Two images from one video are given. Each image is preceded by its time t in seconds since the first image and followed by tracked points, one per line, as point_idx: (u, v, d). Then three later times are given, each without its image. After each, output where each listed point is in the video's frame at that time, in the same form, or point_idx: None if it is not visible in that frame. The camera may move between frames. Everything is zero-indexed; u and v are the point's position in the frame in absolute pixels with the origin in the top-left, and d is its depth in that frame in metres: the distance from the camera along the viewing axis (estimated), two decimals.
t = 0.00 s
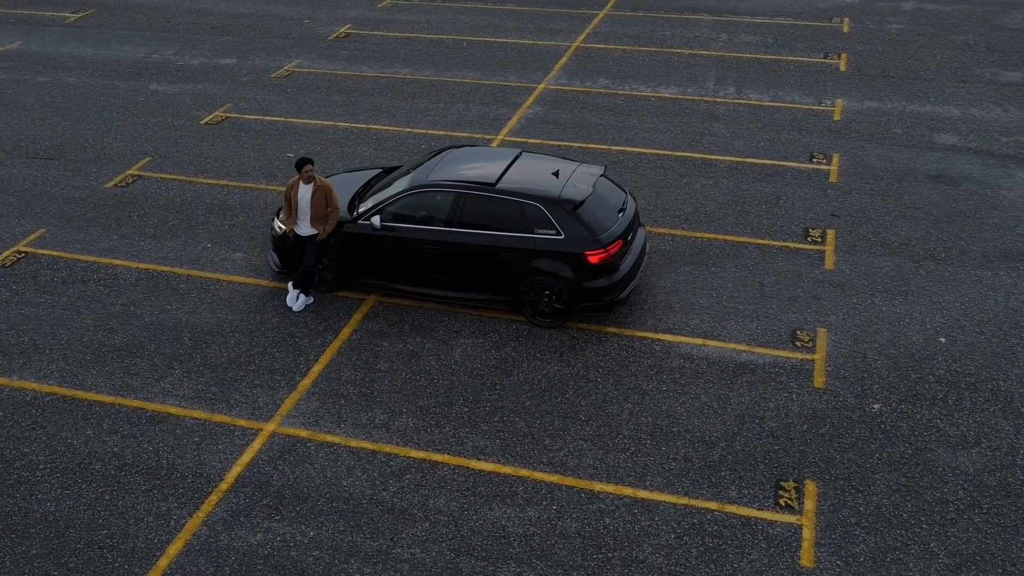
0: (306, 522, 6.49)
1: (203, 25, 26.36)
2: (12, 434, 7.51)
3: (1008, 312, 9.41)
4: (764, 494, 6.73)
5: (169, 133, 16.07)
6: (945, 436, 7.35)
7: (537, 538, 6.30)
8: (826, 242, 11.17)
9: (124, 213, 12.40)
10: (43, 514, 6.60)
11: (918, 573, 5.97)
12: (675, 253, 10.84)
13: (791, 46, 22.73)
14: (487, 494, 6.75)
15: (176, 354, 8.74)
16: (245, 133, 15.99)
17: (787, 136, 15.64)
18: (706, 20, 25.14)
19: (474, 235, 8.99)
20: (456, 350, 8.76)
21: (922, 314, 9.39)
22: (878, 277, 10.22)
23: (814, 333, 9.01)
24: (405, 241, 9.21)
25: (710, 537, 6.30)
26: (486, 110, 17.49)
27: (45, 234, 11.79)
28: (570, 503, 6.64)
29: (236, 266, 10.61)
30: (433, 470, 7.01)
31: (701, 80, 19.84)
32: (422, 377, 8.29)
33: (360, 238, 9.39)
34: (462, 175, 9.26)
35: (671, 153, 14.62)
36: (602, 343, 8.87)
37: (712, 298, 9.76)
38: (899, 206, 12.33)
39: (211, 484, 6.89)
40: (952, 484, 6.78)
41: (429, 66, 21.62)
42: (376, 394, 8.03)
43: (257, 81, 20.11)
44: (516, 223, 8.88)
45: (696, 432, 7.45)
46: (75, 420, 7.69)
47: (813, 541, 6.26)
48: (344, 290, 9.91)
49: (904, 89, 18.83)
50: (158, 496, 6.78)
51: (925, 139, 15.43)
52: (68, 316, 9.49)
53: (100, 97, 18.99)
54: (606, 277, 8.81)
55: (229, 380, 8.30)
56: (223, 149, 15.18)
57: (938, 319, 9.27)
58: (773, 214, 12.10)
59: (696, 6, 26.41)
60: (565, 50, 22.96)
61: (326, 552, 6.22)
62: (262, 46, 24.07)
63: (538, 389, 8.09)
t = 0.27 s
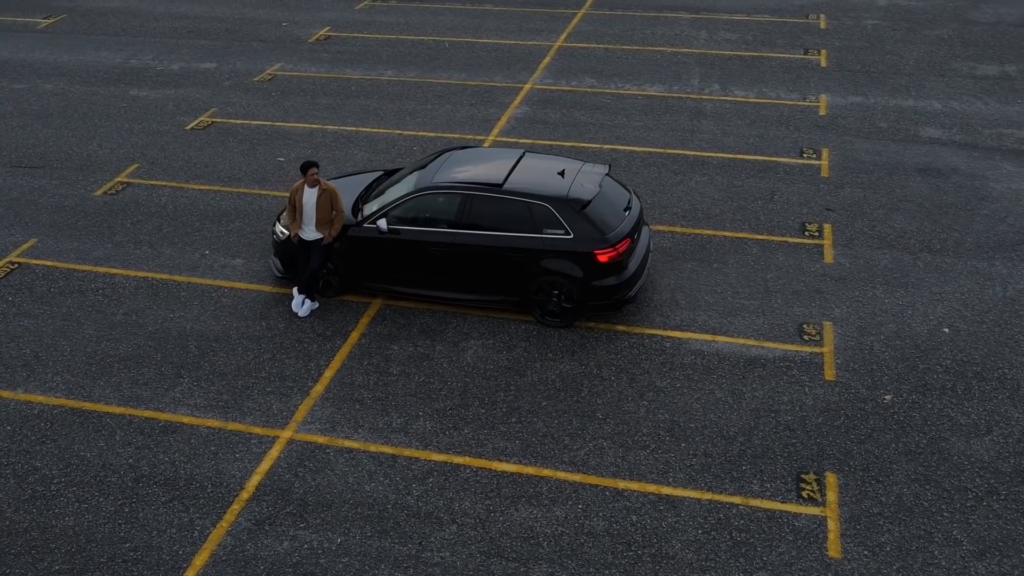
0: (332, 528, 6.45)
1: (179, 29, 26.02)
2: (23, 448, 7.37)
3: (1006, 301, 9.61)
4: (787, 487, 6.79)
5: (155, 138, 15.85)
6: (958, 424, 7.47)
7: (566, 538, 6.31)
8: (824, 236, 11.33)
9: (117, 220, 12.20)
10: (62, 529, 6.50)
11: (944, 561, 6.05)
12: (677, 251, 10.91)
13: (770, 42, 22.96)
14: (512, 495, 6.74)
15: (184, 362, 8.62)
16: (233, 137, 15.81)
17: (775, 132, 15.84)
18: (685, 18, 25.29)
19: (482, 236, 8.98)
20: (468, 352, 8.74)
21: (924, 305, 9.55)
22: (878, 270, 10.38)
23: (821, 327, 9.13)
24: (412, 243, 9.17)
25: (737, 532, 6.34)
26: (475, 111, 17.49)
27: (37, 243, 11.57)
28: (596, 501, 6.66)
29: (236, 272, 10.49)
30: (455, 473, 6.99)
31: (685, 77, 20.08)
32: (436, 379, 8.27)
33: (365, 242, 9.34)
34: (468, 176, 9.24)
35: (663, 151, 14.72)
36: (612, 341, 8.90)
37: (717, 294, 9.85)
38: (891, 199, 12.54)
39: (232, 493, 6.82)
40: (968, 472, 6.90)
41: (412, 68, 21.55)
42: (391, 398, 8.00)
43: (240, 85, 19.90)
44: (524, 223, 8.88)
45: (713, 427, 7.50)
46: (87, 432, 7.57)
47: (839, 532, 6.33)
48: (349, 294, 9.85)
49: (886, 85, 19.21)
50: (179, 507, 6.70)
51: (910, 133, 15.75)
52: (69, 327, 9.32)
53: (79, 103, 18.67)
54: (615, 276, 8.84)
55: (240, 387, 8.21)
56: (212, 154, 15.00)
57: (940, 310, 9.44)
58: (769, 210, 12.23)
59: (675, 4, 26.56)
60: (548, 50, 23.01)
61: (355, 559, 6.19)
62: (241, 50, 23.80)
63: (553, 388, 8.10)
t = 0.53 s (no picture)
0: (355, 534, 6.41)
1: (156, 34, 25.66)
2: (31, 462, 7.24)
3: (1002, 292, 9.80)
4: (804, 480, 6.86)
5: (140, 144, 15.61)
6: (966, 414, 7.60)
7: (590, 537, 6.32)
8: (820, 231, 11.49)
9: (109, 228, 12.02)
10: (79, 543, 6.41)
11: (964, 549, 6.14)
12: (676, 248, 10.99)
13: (751, 40, 23.17)
14: (532, 496, 6.74)
15: (190, 371, 8.52)
16: (220, 142, 15.64)
17: (763, 128, 16.01)
18: (664, 17, 25.42)
19: (488, 237, 8.97)
20: (476, 354, 8.73)
21: (922, 297, 9.71)
22: (875, 264, 10.54)
23: (824, 321, 9.24)
24: (417, 246, 9.14)
25: (760, 526, 6.38)
26: (463, 112, 17.48)
27: (28, 254, 11.36)
28: (617, 500, 6.68)
29: (236, 278, 10.39)
30: (475, 475, 6.97)
31: (669, 76, 20.24)
32: (447, 382, 8.25)
33: (370, 246, 9.28)
34: (472, 178, 9.22)
35: (654, 150, 14.81)
36: (619, 340, 8.93)
37: (719, 291, 9.93)
38: (882, 193, 12.75)
39: (250, 502, 6.76)
40: (980, 461, 7.01)
41: (396, 69, 21.48)
42: (403, 402, 7.96)
43: (222, 89, 19.66)
44: (530, 223, 8.89)
45: (727, 423, 7.56)
46: (95, 444, 7.45)
47: (859, 523, 6.39)
48: (352, 298, 9.78)
49: (866, 81, 19.53)
50: (197, 517, 6.62)
51: (894, 128, 16.03)
52: (69, 337, 9.17)
53: (59, 111, 18.34)
54: (622, 274, 8.88)
55: (249, 395, 8.13)
56: (200, 160, 14.82)
57: (938, 302, 9.61)
58: (764, 206, 12.37)
59: (654, 3, 26.68)
60: (530, 50, 23.04)
61: (381, 564, 6.16)
62: (220, 53, 23.53)
63: (565, 388, 8.11)
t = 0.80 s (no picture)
0: (379, 541, 6.38)
1: (132, 39, 25.30)
2: (42, 477, 7.13)
3: (998, 283, 9.99)
4: (822, 474, 6.93)
5: (126, 151, 15.39)
6: (975, 404, 7.72)
7: (616, 537, 6.35)
8: (815, 226, 11.63)
9: (101, 237, 11.84)
10: (99, 558, 6.32)
11: (984, 537, 6.24)
12: (676, 246, 11.05)
13: (731, 37, 23.35)
14: (555, 497, 6.75)
15: (197, 380, 8.43)
16: (208, 148, 15.46)
17: (751, 125, 16.18)
18: (644, 16, 25.53)
19: (496, 239, 8.95)
20: (486, 356, 8.72)
21: (922, 290, 9.87)
22: (873, 258, 10.69)
23: (828, 315, 9.35)
24: (423, 249, 9.10)
25: (783, 520, 6.44)
26: (451, 113, 17.45)
27: (20, 265, 11.15)
28: (639, 498, 6.70)
29: (236, 285, 10.28)
30: (495, 478, 6.97)
31: (654, 74, 20.37)
32: (459, 385, 8.23)
33: (376, 250, 9.23)
34: (477, 180, 9.20)
35: (645, 148, 14.89)
36: (628, 339, 8.97)
37: (722, 287, 10.01)
38: (873, 188, 12.95)
39: (270, 511, 6.71)
40: (992, 450, 7.13)
41: (379, 72, 21.39)
42: (416, 406, 7.94)
43: (205, 93, 19.40)
44: (538, 224, 8.89)
45: (741, 419, 7.62)
46: (107, 456, 7.35)
47: (879, 515, 6.47)
48: (356, 302, 9.72)
49: (848, 76, 19.80)
50: (218, 528, 6.56)
51: (879, 123, 16.28)
52: (71, 349, 9.02)
53: (38, 118, 18.03)
54: (629, 273, 8.92)
55: (260, 403, 8.05)
56: (189, 165, 14.64)
57: (938, 294, 9.77)
58: (759, 203, 12.49)
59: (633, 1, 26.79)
60: (512, 50, 23.05)
61: (408, 570, 6.14)
62: (199, 57, 23.26)
63: (578, 388, 8.13)
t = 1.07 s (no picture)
0: (411, 548, 6.35)
1: (103, 44, 24.84)
2: (59, 494, 7.00)
3: (994, 273, 10.20)
4: (844, 466, 7.02)
5: (111, 160, 15.13)
6: (984, 393, 7.87)
7: (647, 536, 6.37)
8: (811, 221, 11.79)
9: (94, 247, 11.62)
10: None
11: (1008, 524, 6.36)
12: (677, 243, 11.13)
13: (709, 35, 23.55)
14: (582, 498, 6.77)
15: (209, 391, 8.32)
16: (195, 154, 15.25)
17: (738, 122, 16.34)
18: (620, 15, 25.57)
19: (505, 241, 8.95)
20: (499, 359, 8.72)
21: (921, 282, 10.04)
22: (870, 250, 10.86)
23: (832, 309, 9.48)
24: (432, 254, 9.06)
25: (810, 514, 6.51)
26: (438, 116, 17.42)
27: (12, 277, 10.91)
28: (666, 496, 6.74)
29: (239, 294, 10.17)
30: (521, 481, 6.97)
31: (637, 72, 20.50)
32: (475, 389, 8.22)
33: (384, 255, 9.17)
34: (484, 182, 9.18)
35: (635, 147, 15.02)
36: (639, 337, 9.02)
37: (726, 284, 10.10)
38: (864, 182, 13.16)
39: (297, 521, 6.65)
40: (1006, 438, 7.27)
41: (361, 74, 21.27)
42: (434, 411, 7.91)
43: (185, 99, 19.09)
44: (547, 225, 8.90)
45: (759, 414, 7.70)
46: (124, 471, 7.23)
47: (904, 505, 6.57)
48: (363, 308, 9.67)
49: (827, 72, 20.10)
50: (246, 540, 6.50)
51: (862, 117, 16.55)
52: (75, 362, 8.85)
53: (15, 128, 17.65)
54: (639, 272, 8.96)
55: (276, 412, 7.97)
56: (177, 172, 14.43)
57: (937, 285, 9.95)
58: (753, 199, 12.63)
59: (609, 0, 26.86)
60: (493, 51, 23.03)
61: None
62: (175, 62, 22.92)
63: (594, 388, 8.16)
